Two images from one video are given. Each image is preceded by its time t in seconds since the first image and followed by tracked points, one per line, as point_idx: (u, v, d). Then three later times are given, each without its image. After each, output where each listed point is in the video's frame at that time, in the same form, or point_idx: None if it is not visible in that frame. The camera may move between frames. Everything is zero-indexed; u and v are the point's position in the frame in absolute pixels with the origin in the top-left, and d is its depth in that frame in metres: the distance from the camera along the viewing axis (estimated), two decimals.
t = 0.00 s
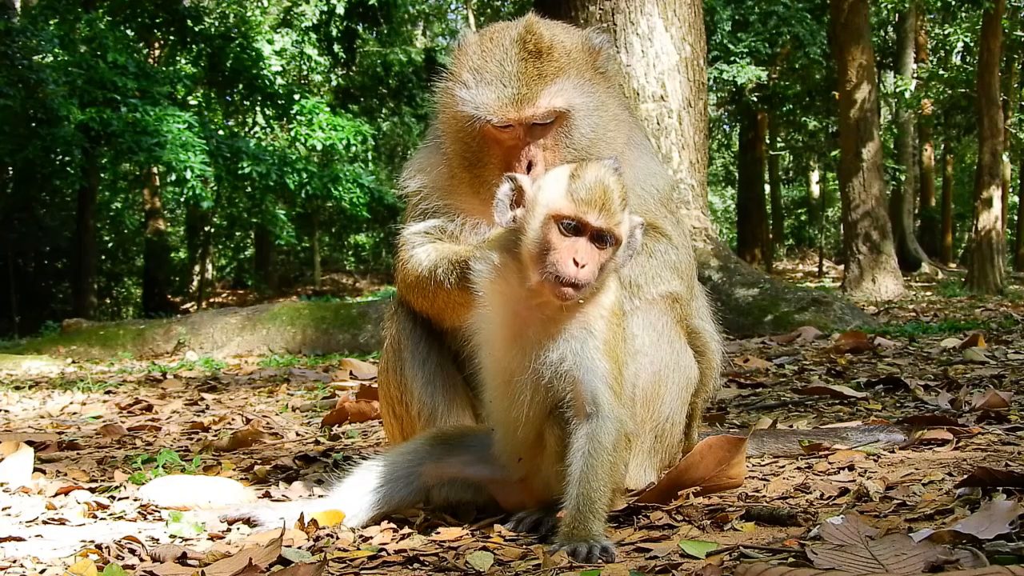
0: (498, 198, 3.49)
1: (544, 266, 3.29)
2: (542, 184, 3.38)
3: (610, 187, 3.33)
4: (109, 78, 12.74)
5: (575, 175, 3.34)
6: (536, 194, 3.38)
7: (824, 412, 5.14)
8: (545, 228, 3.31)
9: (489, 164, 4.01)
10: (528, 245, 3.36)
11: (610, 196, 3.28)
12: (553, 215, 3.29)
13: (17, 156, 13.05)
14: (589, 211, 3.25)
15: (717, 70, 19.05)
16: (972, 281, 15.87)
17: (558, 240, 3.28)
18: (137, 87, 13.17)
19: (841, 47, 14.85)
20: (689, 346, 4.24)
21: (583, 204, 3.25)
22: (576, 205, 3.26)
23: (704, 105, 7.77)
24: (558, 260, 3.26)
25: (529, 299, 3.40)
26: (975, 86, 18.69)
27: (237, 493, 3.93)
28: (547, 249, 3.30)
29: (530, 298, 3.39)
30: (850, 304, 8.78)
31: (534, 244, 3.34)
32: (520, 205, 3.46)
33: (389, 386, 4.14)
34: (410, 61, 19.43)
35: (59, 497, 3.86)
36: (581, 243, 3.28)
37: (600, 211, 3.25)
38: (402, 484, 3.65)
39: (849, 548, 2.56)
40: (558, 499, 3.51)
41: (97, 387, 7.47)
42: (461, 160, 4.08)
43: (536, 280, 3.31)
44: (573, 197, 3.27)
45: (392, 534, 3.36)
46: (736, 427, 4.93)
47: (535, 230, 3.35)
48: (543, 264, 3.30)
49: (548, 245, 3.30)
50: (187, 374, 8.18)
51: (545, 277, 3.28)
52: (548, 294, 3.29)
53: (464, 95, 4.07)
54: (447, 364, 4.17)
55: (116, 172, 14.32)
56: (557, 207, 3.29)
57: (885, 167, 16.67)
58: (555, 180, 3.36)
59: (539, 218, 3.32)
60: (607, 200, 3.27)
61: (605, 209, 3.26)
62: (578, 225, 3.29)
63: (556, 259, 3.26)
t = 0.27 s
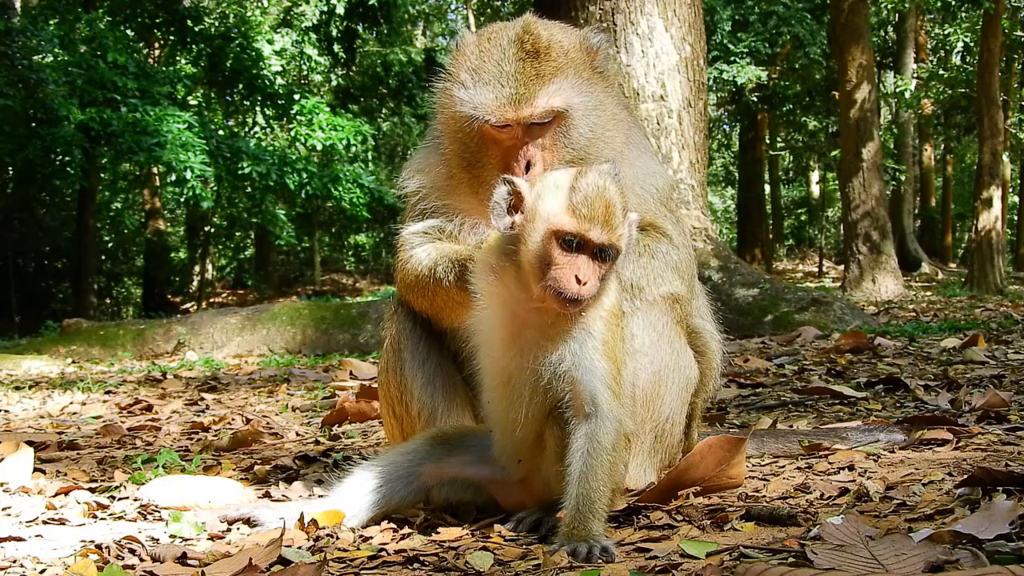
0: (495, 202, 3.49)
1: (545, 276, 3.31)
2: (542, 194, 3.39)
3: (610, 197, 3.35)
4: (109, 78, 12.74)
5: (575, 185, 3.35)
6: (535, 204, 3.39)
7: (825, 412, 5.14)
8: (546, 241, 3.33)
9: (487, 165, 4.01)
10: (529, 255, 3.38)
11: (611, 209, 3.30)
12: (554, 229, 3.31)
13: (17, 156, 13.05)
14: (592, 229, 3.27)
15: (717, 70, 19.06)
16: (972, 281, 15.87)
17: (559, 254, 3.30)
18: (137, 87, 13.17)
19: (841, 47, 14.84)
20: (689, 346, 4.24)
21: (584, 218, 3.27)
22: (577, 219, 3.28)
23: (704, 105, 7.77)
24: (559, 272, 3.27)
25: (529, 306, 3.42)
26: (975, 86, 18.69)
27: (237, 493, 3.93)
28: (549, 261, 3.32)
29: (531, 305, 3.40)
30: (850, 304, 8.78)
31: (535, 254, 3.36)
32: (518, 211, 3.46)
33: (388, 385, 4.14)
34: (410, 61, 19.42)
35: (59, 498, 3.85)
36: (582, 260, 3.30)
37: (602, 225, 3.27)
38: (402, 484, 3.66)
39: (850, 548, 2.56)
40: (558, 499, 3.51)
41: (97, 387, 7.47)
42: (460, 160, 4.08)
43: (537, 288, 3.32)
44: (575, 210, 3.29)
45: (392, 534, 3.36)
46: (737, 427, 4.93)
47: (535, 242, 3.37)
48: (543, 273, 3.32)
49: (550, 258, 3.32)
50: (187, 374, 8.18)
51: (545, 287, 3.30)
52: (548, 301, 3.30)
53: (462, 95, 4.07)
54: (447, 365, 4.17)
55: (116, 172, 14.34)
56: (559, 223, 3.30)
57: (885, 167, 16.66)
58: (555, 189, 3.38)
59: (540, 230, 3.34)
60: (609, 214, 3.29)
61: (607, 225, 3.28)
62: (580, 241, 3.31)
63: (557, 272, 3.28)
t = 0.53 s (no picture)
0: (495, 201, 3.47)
1: (542, 272, 3.27)
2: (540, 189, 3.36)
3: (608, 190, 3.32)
4: (109, 78, 12.73)
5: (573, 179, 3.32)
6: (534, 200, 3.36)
7: (824, 412, 5.14)
8: (544, 233, 3.28)
9: (485, 165, 4.02)
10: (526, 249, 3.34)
11: (607, 200, 3.27)
12: (550, 220, 3.25)
13: (17, 156, 13.05)
14: (588, 214, 3.23)
15: (717, 71, 19.09)
16: (972, 281, 15.88)
17: (557, 246, 3.25)
18: (137, 87, 13.17)
19: (841, 47, 14.84)
20: (689, 346, 4.24)
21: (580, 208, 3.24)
22: (574, 209, 3.25)
23: (704, 105, 7.77)
24: (556, 265, 3.24)
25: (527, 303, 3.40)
26: (975, 86, 18.69)
27: (237, 493, 3.93)
28: (546, 255, 3.28)
29: (529, 302, 3.38)
30: (850, 304, 8.78)
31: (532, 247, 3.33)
32: (519, 209, 3.41)
33: (388, 385, 4.14)
34: (410, 61, 19.41)
35: (58, 497, 3.86)
36: (579, 248, 3.25)
37: (597, 212, 3.24)
38: (402, 484, 3.66)
39: (849, 548, 2.56)
40: (558, 500, 3.51)
41: (97, 387, 7.47)
42: (458, 160, 4.08)
43: (535, 284, 3.29)
44: (571, 202, 3.25)
45: (392, 534, 3.36)
46: (736, 427, 4.93)
47: (532, 236, 3.33)
48: (541, 269, 3.29)
49: (546, 250, 3.28)
50: (187, 374, 8.18)
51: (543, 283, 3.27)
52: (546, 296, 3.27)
53: (459, 95, 4.07)
54: (447, 365, 4.17)
55: (116, 172, 14.34)
56: (554, 214, 3.26)
57: (885, 167, 16.66)
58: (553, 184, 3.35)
59: (537, 224, 3.30)
60: (605, 204, 3.26)
61: (603, 212, 3.25)
62: (577, 230, 3.27)
63: (553, 265, 3.24)
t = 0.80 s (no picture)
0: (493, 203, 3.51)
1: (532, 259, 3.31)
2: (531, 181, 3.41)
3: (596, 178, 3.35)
4: (109, 78, 12.73)
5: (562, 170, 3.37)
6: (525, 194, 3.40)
7: (824, 412, 5.14)
8: (532, 220, 3.33)
9: (482, 165, 4.02)
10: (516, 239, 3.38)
11: (593, 185, 3.31)
12: (536, 206, 3.31)
13: (17, 156, 13.04)
14: (571, 197, 3.29)
15: (717, 71, 19.10)
16: (972, 281, 15.88)
17: (544, 229, 3.30)
18: (137, 87, 13.17)
19: (841, 47, 14.84)
20: (689, 346, 4.23)
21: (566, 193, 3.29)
22: (560, 193, 3.30)
23: (704, 105, 7.77)
24: (544, 249, 3.27)
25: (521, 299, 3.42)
26: (975, 86, 18.69)
27: (237, 493, 3.93)
28: (534, 242, 3.31)
29: (522, 296, 3.40)
30: (850, 304, 8.78)
31: (521, 236, 3.35)
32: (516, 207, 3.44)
33: (388, 386, 4.14)
34: (410, 61, 19.40)
35: (59, 498, 3.86)
36: (565, 231, 3.29)
37: (581, 195, 3.29)
38: (402, 484, 3.66)
39: (849, 548, 2.56)
40: (558, 500, 3.51)
41: (98, 387, 7.47)
42: (455, 161, 4.09)
43: (526, 275, 3.32)
44: (557, 186, 3.30)
45: (391, 534, 3.36)
46: (736, 427, 4.93)
47: (523, 225, 3.36)
48: (531, 257, 3.32)
49: (534, 235, 3.32)
50: (187, 374, 8.18)
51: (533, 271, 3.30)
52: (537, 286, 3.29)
53: (455, 96, 4.07)
54: (447, 364, 4.17)
55: (116, 172, 14.35)
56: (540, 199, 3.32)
57: (885, 167, 16.65)
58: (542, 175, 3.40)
59: (525, 212, 3.35)
60: (589, 187, 3.30)
61: (588, 195, 3.29)
62: (562, 213, 3.32)
63: (540, 250, 3.28)
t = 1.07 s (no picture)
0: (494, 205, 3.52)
1: (528, 255, 3.31)
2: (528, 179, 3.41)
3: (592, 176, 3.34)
4: (109, 78, 12.73)
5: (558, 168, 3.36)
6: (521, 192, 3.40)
7: (824, 412, 5.14)
8: (528, 218, 3.32)
9: (480, 166, 4.03)
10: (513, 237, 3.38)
11: (589, 182, 3.30)
12: (533, 204, 3.32)
13: (17, 156, 13.04)
14: (566, 195, 3.28)
15: (717, 71, 19.11)
16: (972, 281, 15.88)
17: (539, 227, 3.30)
18: (137, 87, 13.17)
19: (841, 48, 14.84)
20: (689, 346, 4.23)
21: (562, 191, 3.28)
22: (556, 191, 3.28)
23: (704, 105, 7.77)
24: (539, 245, 3.27)
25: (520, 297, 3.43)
26: (975, 86, 18.70)
27: (238, 493, 3.93)
28: (530, 240, 3.31)
29: (520, 294, 3.41)
30: (850, 304, 8.78)
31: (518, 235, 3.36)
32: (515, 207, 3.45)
33: (388, 386, 4.14)
34: (410, 61, 19.40)
35: (58, 498, 3.86)
36: (560, 228, 3.29)
37: (576, 192, 3.28)
38: (402, 483, 3.66)
39: (849, 548, 2.56)
40: (558, 500, 3.50)
41: (98, 387, 7.47)
42: (453, 161, 4.09)
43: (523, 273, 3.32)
44: (551, 182, 3.30)
45: (391, 534, 3.36)
46: (737, 427, 4.93)
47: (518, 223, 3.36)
48: (527, 255, 3.32)
49: (531, 233, 3.32)
50: (187, 374, 8.18)
51: (529, 268, 3.30)
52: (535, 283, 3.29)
53: (453, 96, 4.08)
54: (447, 364, 4.17)
55: (116, 172, 14.35)
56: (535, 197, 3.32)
57: (885, 167, 16.64)
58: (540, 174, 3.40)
59: (521, 211, 3.35)
60: (584, 184, 3.29)
61: (583, 193, 3.29)
62: (557, 210, 3.30)
63: (536, 248, 3.28)
